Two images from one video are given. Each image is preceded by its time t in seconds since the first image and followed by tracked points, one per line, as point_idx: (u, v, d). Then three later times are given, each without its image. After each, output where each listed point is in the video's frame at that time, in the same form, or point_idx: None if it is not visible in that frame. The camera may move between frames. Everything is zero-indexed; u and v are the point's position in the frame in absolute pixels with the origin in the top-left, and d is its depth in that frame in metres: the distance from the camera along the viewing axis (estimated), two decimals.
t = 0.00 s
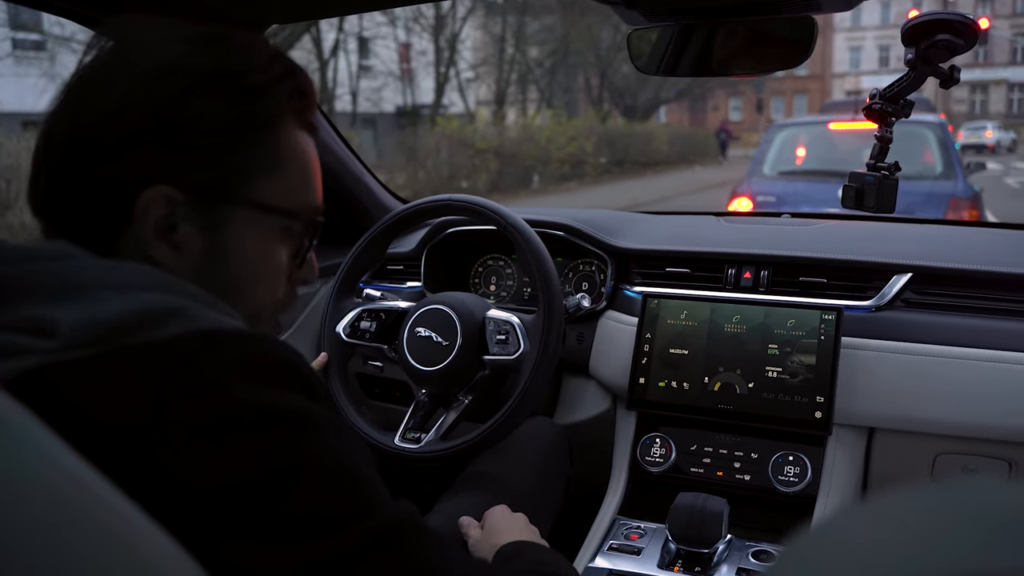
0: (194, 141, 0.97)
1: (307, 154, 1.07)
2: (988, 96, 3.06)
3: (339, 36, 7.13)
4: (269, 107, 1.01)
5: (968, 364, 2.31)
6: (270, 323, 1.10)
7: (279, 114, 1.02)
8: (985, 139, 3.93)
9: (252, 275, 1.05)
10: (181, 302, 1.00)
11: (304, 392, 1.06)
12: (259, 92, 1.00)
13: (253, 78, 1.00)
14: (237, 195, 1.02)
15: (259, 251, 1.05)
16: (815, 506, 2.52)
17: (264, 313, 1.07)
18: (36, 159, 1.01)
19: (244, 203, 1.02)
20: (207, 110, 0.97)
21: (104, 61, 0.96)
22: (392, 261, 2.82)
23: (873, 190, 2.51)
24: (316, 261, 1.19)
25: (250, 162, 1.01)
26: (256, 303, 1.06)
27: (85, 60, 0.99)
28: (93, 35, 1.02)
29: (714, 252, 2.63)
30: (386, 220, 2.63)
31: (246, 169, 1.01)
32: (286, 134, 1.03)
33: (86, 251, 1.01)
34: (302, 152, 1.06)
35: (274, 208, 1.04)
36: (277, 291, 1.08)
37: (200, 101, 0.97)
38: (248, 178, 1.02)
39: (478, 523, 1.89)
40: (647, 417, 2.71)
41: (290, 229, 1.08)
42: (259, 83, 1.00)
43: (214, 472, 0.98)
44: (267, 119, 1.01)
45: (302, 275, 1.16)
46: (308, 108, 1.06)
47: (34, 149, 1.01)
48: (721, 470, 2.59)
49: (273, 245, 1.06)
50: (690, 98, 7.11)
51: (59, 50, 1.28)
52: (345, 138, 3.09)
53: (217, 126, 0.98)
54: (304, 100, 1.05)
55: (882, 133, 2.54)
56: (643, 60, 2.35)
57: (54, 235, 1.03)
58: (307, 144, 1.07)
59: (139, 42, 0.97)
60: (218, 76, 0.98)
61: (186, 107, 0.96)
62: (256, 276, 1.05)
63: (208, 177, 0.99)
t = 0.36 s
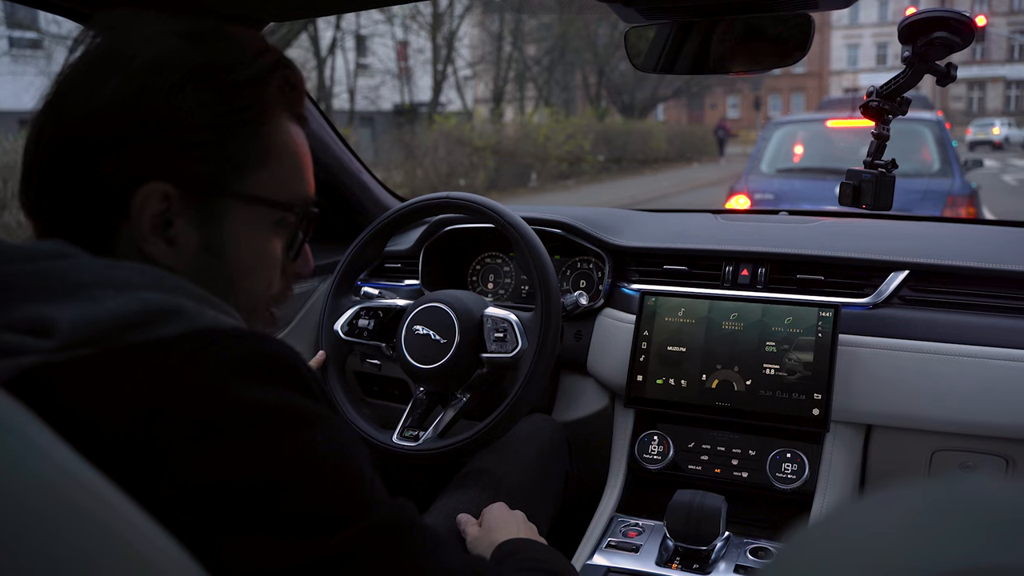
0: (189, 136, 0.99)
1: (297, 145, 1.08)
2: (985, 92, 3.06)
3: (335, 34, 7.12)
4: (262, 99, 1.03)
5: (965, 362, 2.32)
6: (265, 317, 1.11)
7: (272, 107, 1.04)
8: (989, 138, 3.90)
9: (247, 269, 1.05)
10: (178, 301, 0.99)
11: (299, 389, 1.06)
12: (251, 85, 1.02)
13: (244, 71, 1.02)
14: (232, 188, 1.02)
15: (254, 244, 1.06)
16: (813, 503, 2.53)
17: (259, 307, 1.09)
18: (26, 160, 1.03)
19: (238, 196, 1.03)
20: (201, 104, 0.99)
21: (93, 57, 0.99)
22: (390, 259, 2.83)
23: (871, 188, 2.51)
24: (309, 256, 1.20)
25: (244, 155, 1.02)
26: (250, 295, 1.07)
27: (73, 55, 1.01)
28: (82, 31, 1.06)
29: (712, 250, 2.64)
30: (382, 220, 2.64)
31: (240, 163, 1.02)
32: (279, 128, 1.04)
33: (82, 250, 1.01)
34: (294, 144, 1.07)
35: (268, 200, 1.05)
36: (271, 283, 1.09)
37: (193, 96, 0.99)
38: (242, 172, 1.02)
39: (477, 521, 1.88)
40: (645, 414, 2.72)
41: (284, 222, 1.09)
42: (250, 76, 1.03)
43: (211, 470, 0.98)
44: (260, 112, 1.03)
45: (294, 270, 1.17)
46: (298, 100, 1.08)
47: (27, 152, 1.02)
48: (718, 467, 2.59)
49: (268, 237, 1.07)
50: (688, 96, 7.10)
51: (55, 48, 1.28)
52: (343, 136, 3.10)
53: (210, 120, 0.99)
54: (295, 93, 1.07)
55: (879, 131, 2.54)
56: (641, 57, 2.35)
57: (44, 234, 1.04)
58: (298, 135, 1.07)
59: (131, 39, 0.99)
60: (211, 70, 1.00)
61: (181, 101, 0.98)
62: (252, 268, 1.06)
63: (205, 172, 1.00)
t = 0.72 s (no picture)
0: (182, 131, 0.97)
1: (288, 130, 1.07)
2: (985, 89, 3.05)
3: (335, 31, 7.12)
4: (251, 90, 1.01)
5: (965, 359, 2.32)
6: (266, 304, 1.11)
7: (261, 95, 1.02)
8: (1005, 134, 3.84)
9: (248, 258, 1.05)
10: (179, 299, 0.99)
11: (298, 386, 1.06)
12: (240, 76, 1.00)
13: (232, 61, 0.99)
14: (229, 180, 1.01)
15: (254, 233, 1.05)
16: (813, 501, 2.53)
17: (260, 293, 1.09)
18: (19, 159, 1.02)
19: (236, 188, 1.02)
20: (192, 100, 0.97)
21: (81, 51, 0.98)
22: (389, 258, 2.83)
23: (871, 185, 2.52)
24: (308, 241, 1.20)
25: (238, 146, 1.01)
26: (251, 285, 1.07)
27: (55, 53, 1.01)
28: (68, 21, 1.04)
29: (712, 248, 2.64)
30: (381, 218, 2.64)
31: (235, 154, 1.01)
32: (270, 116, 1.03)
33: (84, 248, 1.01)
34: (286, 131, 1.06)
35: (264, 188, 1.05)
36: (272, 271, 1.09)
37: (184, 92, 0.96)
38: (238, 163, 1.01)
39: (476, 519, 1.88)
40: (646, 412, 2.72)
41: (281, 208, 1.08)
42: (239, 65, 1.00)
43: (212, 468, 0.97)
44: (250, 104, 1.01)
45: (293, 254, 1.17)
46: (285, 85, 1.06)
47: (20, 151, 1.01)
48: (718, 465, 2.60)
49: (266, 223, 1.07)
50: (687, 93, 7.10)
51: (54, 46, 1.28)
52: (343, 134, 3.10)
53: (205, 115, 0.98)
54: (281, 78, 1.05)
55: (879, 128, 2.54)
56: (641, 55, 2.35)
57: (41, 233, 1.04)
58: (288, 120, 1.07)
59: (119, 35, 0.98)
60: (200, 64, 0.97)
61: (174, 97, 0.96)
62: (252, 258, 1.05)
63: (202, 167, 0.99)
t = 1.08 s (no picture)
0: (175, 129, 0.97)
1: (282, 128, 1.07)
2: (983, 87, 3.04)
3: (333, 29, 7.10)
4: (244, 86, 1.01)
5: (963, 357, 2.32)
6: (259, 302, 1.11)
7: (253, 91, 1.02)
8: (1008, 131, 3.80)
9: (243, 255, 1.05)
10: (174, 297, 1.00)
11: (294, 384, 1.05)
12: (232, 73, 0.99)
13: (224, 57, 0.99)
14: (222, 177, 1.01)
15: (249, 230, 1.05)
16: (811, 499, 2.53)
17: (254, 290, 1.08)
18: (8, 156, 1.00)
19: (230, 184, 1.02)
20: (185, 97, 0.97)
21: (72, 47, 0.97)
22: (387, 256, 2.83)
23: (868, 183, 2.52)
24: (302, 238, 1.18)
25: (232, 143, 1.01)
26: (244, 283, 1.06)
27: (49, 49, 1.00)
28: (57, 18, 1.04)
29: (710, 246, 2.64)
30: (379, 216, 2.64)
31: (228, 150, 1.01)
32: (263, 112, 1.03)
33: (76, 247, 1.01)
34: (280, 127, 1.06)
35: (259, 185, 1.04)
36: (266, 268, 1.09)
37: (177, 89, 0.96)
38: (232, 160, 1.01)
39: (474, 517, 1.88)
40: (644, 410, 2.72)
41: (275, 205, 1.08)
42: (232, 61, 1.00)
43: (211, 466, 0.97)
44: (244, 100, 1.01)
45: (289, 251, 1.16)
46: (278, 80, 1.06)
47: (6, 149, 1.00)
48: (716, 463, 2.60)
49: (260, 221, 1.06)
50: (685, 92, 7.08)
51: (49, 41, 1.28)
52: (341, 132, 3.11)
53: (198, 111, 0.98)
54: (274, 73, 1.05)
55: (877, 126, 2.54)
56: (639, 53, 2.35)
57: (35, 232, 1.03)
58: (281, 116, 1.06)
59: (110, 31, 0.97)
60: (192, 60, 0.97)
61: (166, 93, 0.96)
62: (246, 255, 1.05)
63: (196, 165, 0.99)
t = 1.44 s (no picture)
0: (173, 128, 0.97)
1: (279, 128, 1.06)
2: (982, 85, 3.04)
3: (331, 28, 7.09)
4: (243, 87, 1.01)
5: (961, 355, 2.32)
6: (259, 303, 1.09)
7: (251, 91, 1.01)
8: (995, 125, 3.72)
9: (241, 255, 1.04)
10: (170, 297, 0.99)
11: (292, 384, 1.05)
12: (230, 72, 0.99)
13: (223, 56, 0.99)
14: (219, 176, 1.01)
15: (246, 231, 1.04)
16: (809, 497, 2.54)
17: (252, 291, 1.07)
18: (7, 156, 1.01)
19: (226, 184, 1.01)
20: (182, 96, 0.97)
21: (70, 45, 0.97)
22: (385, 255, 2.83)
23: (866, 181, 2.52)
24: (300, 237, 1.17)
25: (228, 142, 1.01)
26: (242, 283, 1.05)
27: (46, 48, 1.00)
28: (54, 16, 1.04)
29: (708, 244, 2.64)
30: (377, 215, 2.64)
31: (224, 149, 1.00)
32: (260, 111, 1.02)
33: (73, 246, 1.01)
34: (278, 127, 1.05)
35: (256, 185, 1.04)
36: (264, 268, 1.08)
37: (176, 88, 0.97)
38: (229, 159, 1.01)
39: (473, 515, 1.88)
40: (642, 409, 2.73)
41: (272, 205, 1.07)
42: (230, 60, 1.00)
43: (205, 465, 0.97)
44: (241, 99, 1.00)
45: (288, 251, 1.15)
46: (277, 80, 1.05)
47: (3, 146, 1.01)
48: (715, 461, 2.60)
49: (258, 221, 1.05)
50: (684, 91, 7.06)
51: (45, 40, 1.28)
52: (339, 131, 3.11)
53: (196, 110, 0.98)
54: (273, 74, 1.04)
55: (875, 124, 2.54)
56: (637, 52, 2.36)
57: (30, 232, 1.04)
58: (279, 117, 1.06)
59: (109, 29, 0.97)
60: (190, 59, 0.97)
61: (164, 92, 0.96)
62: (243, 255, 1.04)
63: (192, 164, 0.99)
